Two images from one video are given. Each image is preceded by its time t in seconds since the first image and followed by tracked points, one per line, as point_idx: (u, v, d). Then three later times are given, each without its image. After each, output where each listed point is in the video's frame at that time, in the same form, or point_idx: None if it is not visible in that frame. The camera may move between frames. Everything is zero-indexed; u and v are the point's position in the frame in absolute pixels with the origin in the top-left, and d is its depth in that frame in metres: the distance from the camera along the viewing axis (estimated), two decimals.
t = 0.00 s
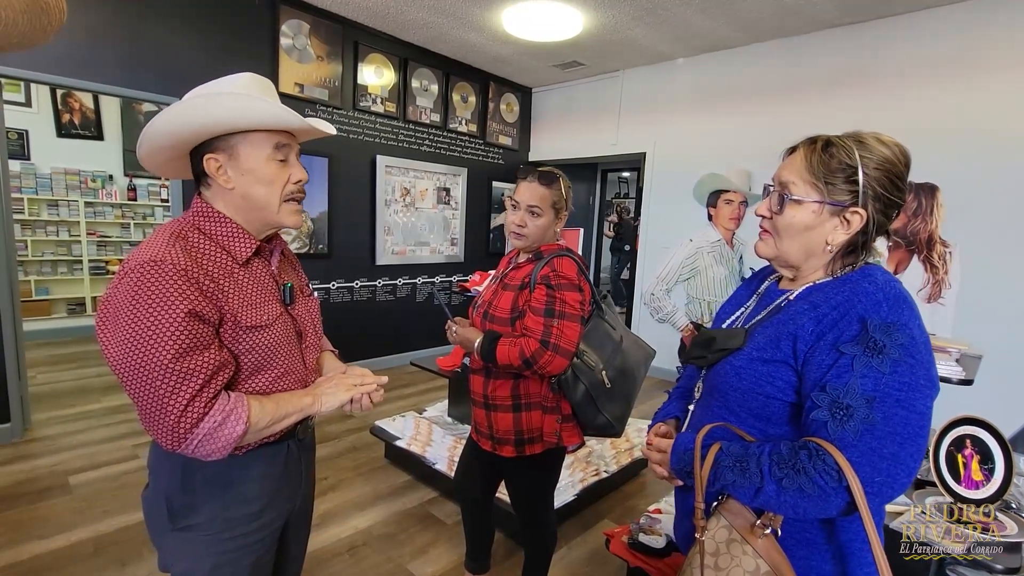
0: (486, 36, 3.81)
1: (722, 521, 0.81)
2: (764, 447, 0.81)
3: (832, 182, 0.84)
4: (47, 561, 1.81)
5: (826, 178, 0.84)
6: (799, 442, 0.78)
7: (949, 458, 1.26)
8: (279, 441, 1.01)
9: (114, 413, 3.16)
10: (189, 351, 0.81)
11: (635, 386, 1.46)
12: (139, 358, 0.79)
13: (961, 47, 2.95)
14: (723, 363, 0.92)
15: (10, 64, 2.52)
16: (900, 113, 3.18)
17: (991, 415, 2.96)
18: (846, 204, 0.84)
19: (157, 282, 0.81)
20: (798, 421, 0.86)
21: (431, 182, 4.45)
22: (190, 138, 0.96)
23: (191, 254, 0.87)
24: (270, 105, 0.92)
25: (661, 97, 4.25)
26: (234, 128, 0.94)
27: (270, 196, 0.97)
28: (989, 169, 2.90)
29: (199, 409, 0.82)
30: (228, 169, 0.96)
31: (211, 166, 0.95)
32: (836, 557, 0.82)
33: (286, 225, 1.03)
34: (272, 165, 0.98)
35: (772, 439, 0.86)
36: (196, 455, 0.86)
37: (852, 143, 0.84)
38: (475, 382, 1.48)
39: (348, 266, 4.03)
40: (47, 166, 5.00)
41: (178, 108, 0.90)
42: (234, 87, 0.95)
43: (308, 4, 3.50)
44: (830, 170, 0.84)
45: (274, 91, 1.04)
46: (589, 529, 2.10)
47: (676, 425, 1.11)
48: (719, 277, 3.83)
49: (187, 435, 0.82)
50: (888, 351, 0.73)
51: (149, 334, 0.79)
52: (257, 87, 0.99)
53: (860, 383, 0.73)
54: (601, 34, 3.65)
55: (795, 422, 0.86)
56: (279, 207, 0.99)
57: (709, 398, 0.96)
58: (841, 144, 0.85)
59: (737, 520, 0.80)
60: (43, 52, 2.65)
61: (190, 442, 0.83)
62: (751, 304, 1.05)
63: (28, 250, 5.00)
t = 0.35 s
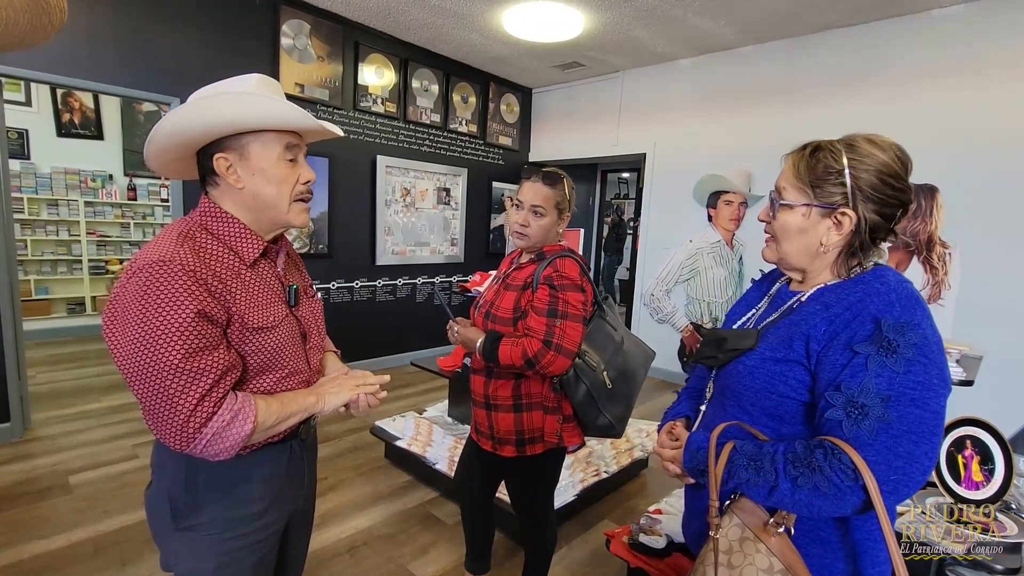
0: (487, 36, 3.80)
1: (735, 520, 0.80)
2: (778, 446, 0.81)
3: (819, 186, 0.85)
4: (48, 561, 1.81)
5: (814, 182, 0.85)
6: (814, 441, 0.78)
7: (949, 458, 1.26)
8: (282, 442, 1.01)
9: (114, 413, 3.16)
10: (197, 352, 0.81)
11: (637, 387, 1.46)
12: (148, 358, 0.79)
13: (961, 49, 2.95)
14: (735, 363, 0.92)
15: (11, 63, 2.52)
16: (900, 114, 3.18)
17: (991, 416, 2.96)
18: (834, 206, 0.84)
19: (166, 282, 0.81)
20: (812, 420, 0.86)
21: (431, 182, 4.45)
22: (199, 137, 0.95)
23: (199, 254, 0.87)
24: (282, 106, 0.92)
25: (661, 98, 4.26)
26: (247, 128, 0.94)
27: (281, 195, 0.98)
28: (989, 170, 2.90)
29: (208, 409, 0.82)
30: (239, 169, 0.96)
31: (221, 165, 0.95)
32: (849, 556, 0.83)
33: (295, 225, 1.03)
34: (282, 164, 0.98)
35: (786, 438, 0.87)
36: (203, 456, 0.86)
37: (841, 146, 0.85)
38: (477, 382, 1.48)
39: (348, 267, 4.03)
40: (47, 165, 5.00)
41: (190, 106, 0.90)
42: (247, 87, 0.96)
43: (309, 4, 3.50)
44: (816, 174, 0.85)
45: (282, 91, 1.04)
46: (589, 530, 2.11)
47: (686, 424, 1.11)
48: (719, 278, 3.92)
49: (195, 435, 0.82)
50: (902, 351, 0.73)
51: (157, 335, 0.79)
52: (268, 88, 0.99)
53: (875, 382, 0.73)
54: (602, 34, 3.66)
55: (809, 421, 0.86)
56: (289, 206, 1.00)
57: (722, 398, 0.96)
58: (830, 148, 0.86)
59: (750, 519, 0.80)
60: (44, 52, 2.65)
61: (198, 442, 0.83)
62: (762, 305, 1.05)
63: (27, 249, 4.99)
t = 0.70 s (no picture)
0: (486, 37, 3.81)
1: (740, 517, 0.80)
2: (784, 446, 0.82)
3: (818, 190, 0.86)
4: (48, 560, 1.82)
5: (813, 186, 0.86)
6: (820, 441, 0.79)
7: (946, 458, 1.26)
8: (285, 441, 1.01)
9: (114, 412, 3.17)
10: (198, 352, 0.82)
11: (635, 387, 1.46)
12: (149, 359, 0.80)
13: (959, 50, 2.96)
14: (741, 363, 0.93)
15: (12, 63, 2.53)
16: (899, 115, 3.19)
17: (989, 417, 2.97)
18: (833, 208, 0.85)
19: (166, 283, 0.81)
20: (818, 420, 0.86)
21: (431, 182, 4.45)
22: (202, 137, 0.96)
23: (200, 255, 0.88)
24: (283, 108, 0.93)
25: (661, 98, 4.26)
26: (249, 129, 0.95)
27: (281, 197, 0.98)
28: (987, 172, 2.91)
29: (208, 410, 0.82)
30: (240, 171, 0.97)
31: (222, 166, 0.96)
32: (853, 555, 0.83)
33: (296, 226, 1.04)
34: (283, 166, 0.98)
35: (792, 438, 0.87)
36: (204, 456, 0.86)
37: (839, 151, 0.86)
38: (475, 381, 1.48)
39: (348, 266, 4.03)
40: (47, 165, 5.00)
41: (191, 107, 0.90)
42: (248, 89, 0.96)
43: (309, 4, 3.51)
44: (815, 178, 0.86)
45: (286, 93, 1.04)
46: (589, 529, 2.11)
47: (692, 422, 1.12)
48: (717, 279, 3.90)
49: (195, 435, 0.82)
50: (909, 352, 0.74)
51: (158, 335, 0.80)
52: (271, 90, 0.99)
53: (881, 383, 0.74)
54: (601, 35, 3.67)
55: (815, 421, 0.86)
56: (289, 208, 1.00)
57: (729, 397, 0.97)
58: (827, 154, 0.87)
59: (754, 517, 0.80)
60: (45, 52, 2.65)
61: (198, 442, 0.83)
62: (769, 306, 1.05)
63: (27, 248, 4.99)
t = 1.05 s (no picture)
0: (486, 37, 3.82)
1: (740, 518, 0.81)
2: (785, 447, 0.82)
3: (815, 193, 0.87)
4: (48, 558, 1.82)
5: (809, 189, 0.87)
6: (821, 442, 0.79)
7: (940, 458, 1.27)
8: (285, 440, 1.02)
9: (113, 411, 3.17)
10: (197, 351, 0.82)
11: (632, 386, 1.47)
12: (149, 357, 0.80)
13: (957, 52, 2.97)
14: (740, 363, 0.94)
15: (12, 63, 2.53)
16: (896, 116, 3.20)
17: (986, 418, 2.98)
18: (831, 210, 0.86)
19: (166, 283, 0.82)
20: (817, 420, 0.87)
21: (430, 183, 4.46)
22: (202, 137, 0.96)
23: (200, 254, 0.88)
24: (282, 108, 0.93)
25: (660, 99, 4.27)
26: (248, 129, 0.96)
27: (280, 196, 0.99)
28: (984, 174, 2.92)
29: (206, 409, 0.83)
30: (240, 170, 0.97)
31: (222, 166, 0.96)
32: (854, 555, 0.84)
33: (296, 226, 1.05)
34: (282, 166, 0.99)
35: (792, 438, 0.88)
36: (203, 454, 0.87)
37: (835, 153, 0.87)
38: (472, 380, 1.49)
39: (348, 266, 4.04)
40: (47, 164, 5.00)
41: (191, 107, 0.91)
42: (248, 89, 0.96)
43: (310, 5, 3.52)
44: (811, 181, 0.87)
45: (286, 93, 1.05)
46: (587, 528, 2.12)
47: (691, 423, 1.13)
48: (715, 279, 3.95)
49: (194, 434, 0.83)
50: (909, 352, 0.74)
51: (157, 334, 0.80)
52: (271, 90, 1.00)
53: (881, 383, 0.75)
54: (601, 36, 3.68)
55: (815, 422, 0.87)
56: (289, 208, 1.01)
57: (729, 398, 0.98)
58: (823, 156, 0.88)
59: (754, 518, 0.81)
60: (45, 52, 2.66)
61: (197, 441, 0.84)
62: (769, 307, 1.06)
63: (27, 248, 5.00)
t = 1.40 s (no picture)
0: (486, 38, 3.83)
1: (725, 514, 0.82)
2: (768, 441, 0.83)
3: (835, 183, 0.86)
4: (47, 557, 1.83)
5: (830, 178, 0.86)
6: (802, 435, 0.80)
7: (936, 457, 1.28)
8: (283, 437, 1.03)
9: (112, 410, 3.17)
10: (200, 349, 0.83)
11: (629, 386, 1.48)
12: (151, 356, 0.81)
13: (956, 53, 2.98)
14: (732, 359, 0.95)
15: (12, 62, 2.54)
16: (895, 117, 3.21)
17: (983, 418, 2.99)
18: (850, 202, 0.86)
19: (167, 282, 0.82)
20: (802, 415, 0.88)
21: (430, 183, 4.47)
22: (203, 135, 0.97)
23: (200, 253, 0.89)
24: (283, 107, 0.94)
25: (659, 100, 4.28)
26: (247, 128, 0.96)
27: (280, 194, 0.99)
28: (983, 174, 2.93)
29: (209, 406, 0.83)
30: (240, 168, 0.98)
31: (222, 165, 0.97)
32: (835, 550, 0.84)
33: (295, 225, 1.05)
34: (282, 164, 1.00)
35: (776, 433, 0.88)
36: (206, 452, 0.88)
37: (853, 145, 0.87)
38: (472, 379, 1.49)
39: (347, 266, 4.05)
40: (48, 164, 5.01)
41: (193, 107, 0.92)
42: (248, 88, 0.97)
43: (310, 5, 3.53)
44: (833, 170, 0.86)
45: (285, 92, 1.06)
46: (585, 527, 2.13)
47: (684, 419, 1.13)
48: (714, 280, 3.97)
49: (198, 431, 0.83)
50: (891, 347, 0.75)
51: (160, 332, 0.81)
52: (271, 90, 1.01)
53: (863, 377, 0.75)
54: (600, 37, 3.68)
55: (799, 417, 0.87)
56: (288, 206, 1.02)
57: (717, 392, 0.99)
58: (843, 147, 0.87)
59: (739, 514, 0.81)
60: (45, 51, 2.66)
61: (201, 438, 0.84)
62: (763, 306, 1.07)
63: (27, 247, 5.01)
